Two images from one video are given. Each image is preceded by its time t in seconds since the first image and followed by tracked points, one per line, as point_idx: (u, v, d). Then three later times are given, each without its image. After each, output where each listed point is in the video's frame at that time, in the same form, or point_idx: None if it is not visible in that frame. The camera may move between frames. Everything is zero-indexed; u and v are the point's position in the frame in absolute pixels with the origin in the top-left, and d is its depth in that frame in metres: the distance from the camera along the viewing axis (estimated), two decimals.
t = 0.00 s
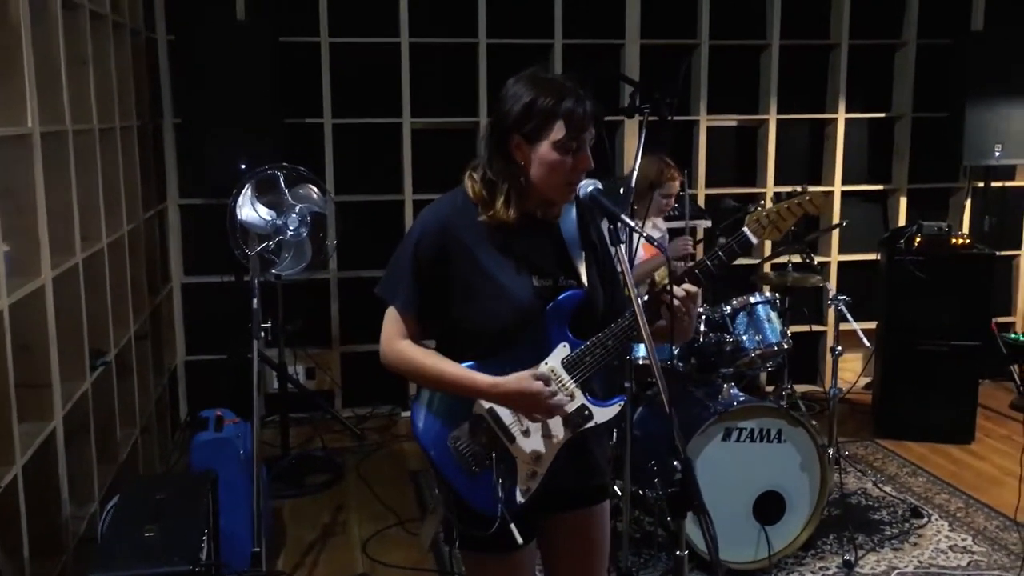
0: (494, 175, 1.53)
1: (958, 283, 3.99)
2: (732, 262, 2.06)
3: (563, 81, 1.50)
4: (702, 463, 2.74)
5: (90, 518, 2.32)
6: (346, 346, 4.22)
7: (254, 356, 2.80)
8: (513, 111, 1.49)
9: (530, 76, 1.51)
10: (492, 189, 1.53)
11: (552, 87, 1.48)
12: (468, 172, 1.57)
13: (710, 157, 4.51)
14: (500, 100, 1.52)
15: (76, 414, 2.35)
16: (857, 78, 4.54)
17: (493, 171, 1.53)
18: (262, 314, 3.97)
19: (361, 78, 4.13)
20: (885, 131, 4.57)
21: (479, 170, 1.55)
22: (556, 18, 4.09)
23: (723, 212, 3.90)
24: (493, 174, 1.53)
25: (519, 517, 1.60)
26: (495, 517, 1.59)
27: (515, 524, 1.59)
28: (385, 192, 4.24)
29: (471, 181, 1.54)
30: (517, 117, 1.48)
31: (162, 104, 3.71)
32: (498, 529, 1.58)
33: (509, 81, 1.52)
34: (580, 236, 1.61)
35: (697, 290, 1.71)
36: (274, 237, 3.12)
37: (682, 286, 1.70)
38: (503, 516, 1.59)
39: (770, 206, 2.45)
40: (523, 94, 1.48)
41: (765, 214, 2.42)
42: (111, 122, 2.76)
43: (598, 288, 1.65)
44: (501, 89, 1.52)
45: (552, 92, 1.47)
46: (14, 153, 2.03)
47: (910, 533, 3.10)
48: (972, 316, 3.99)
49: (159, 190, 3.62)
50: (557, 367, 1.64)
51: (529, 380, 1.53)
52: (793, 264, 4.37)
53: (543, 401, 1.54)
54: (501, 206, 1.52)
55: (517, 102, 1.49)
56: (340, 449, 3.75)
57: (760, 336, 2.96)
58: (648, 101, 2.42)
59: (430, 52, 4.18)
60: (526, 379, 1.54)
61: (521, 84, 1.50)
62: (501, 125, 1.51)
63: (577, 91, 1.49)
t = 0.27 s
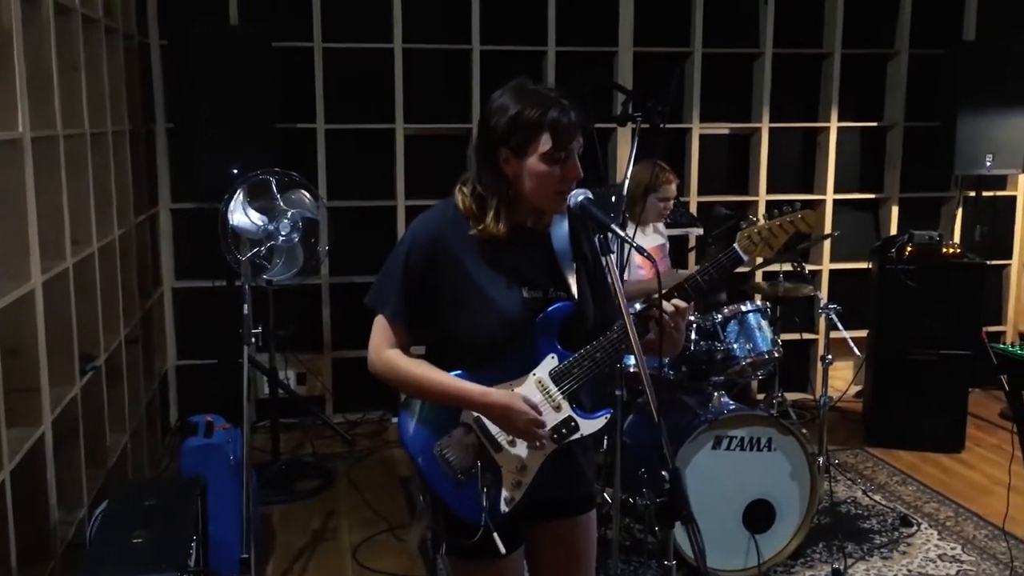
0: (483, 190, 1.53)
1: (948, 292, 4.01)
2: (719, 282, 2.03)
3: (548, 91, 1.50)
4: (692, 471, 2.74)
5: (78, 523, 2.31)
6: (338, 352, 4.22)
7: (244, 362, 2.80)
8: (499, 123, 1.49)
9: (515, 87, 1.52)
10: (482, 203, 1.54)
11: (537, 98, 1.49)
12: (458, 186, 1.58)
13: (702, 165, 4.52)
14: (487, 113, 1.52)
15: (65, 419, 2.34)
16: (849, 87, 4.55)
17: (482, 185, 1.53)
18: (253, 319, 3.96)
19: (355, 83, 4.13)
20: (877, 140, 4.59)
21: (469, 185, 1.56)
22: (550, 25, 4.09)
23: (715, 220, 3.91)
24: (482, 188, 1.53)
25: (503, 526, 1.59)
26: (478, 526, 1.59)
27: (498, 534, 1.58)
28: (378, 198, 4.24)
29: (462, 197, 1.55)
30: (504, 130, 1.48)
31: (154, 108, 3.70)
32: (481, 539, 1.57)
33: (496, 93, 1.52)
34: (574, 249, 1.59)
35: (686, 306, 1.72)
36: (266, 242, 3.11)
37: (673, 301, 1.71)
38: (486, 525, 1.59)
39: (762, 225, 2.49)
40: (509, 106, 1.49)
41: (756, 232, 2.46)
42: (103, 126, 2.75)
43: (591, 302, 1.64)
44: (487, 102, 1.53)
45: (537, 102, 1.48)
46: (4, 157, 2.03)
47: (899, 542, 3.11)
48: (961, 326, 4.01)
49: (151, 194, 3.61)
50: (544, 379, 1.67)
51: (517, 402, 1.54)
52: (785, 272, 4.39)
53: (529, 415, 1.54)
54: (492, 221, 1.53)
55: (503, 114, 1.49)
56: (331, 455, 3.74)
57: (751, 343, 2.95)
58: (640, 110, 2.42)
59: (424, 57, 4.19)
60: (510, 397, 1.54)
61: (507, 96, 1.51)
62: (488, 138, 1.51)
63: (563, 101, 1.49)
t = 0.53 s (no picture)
0: (474, 196, 1.53)
1: (939, 296, 4.03)
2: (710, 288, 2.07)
3: (538, 96, 1.50)
4: (684, 474, 2.74)
5: (68, 525, 2.30)
6: (330, 353, 4.22)
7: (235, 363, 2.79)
8: (490, 129, 1.49)
9: (506, 91, 1.52)
10: (474, 209, 1.54)
11: (527, 103, 1.48)
12: (450, 190, 1.58)
13: (695, 168, 4.53)
14: (478, 118, 1.52)
15: (56, 421, 2.34)
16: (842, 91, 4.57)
17: (474, 191, 1.53)
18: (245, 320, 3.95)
19: (348, 85, 4.13)
20: (869, 144, 4.61)
21: (461, 190, 1.56)
22: (543, 27, 4.10)
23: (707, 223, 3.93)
24: (474, 194, 1.53)
25: (491, 528, 1.61)
26: (467, 526, 1.61)
27: (486, 535, 1.59)
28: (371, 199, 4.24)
29: (454, 201, 1.55)
30: (495, 135, 1.48)
31: (147, 109, 3.70)
32: (470, 539, 1.58)
33: (486, 97, 1.52)
34: (566, 252, 1.59)
35: (676, 310, 1.72)
36: (258, 243, 3.11)
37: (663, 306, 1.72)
38: (474, 525, 1.60)
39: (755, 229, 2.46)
40: (500, 111, 1.49)
41: (749, 237, 2.43)
42: (95, 127, 2.74)
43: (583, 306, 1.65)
44: (477, 105, 1.52)
45: (527, 107, 1.48)
46: None
47: (889, 545, 3.12)
48: (952, 329, 4.03)
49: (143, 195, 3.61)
50: (535, 382, 1.67)
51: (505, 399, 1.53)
52: (777, 276, 4.40)
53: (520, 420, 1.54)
54: (484, 227, 1.53)
55: (493, 119, 1.49)
56: (322, 457, 3.74)
57: (743, 346, 2.95)
58: (633, 114, 2.43)
59: (417, 59, 4.19)
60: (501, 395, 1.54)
61: (498, 100, 1.50)
62: (480, 143, 1.51)
63: (553, 105, 1.49)
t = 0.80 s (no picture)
0: (469, 199, 1.53)
1: (933, 296, 4.03)
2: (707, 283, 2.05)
3: (531, 99, 1.49)
4: (679, 475, 2.74)
5: (62, 529, 2.29)
6: (325, 354, 4.21)
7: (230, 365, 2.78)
8: (484, 132, 1.48)
9: (500, 93, 1.51)
10: (469, 212, 1.54)
11: (521, 107, 1.48)
12: (446, 190, 1.58)
13: (690, 168, 4.53)
14: (472, 120, 1.51)
15: (49, 424, 2.32)
16: (837, 91, 4.57)
17: (469, 193, 1.53)
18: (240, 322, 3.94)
19: (343, 85, 4.12)
20: (863, 144, 4.61)
21: (456, 192, 1.55)
22: (538, 28, 4.10)
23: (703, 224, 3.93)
24: (469, 196, 1.53)
25: (490, 527, 1.61)
26: (466, 527, 1.60)
27: (485, 534, 1.60)
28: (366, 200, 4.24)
29: (450, 203, 1.55)
30: (489, 139, 1.47)
31: (140, 110, 3.69)
32: (469, 539, 1.59)
33: (480, 99, 1.51)
34: (563, 248, 1.59)
35: (673, 307, 1.72)
36: (253, 245, 3.10)
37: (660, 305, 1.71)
38: (473, 526, 1.60)
39: (752, 224, 2.48)
40: (495, 114, 1.48)
41: (747, 232, 2.45)
42: (88, 129, 2.73)
43: (579, 303, 1.65)
44: (472, 107, 1.52)
45: (522, 111, 1.47)
46: None
47: (884, 546, 3.13)
48: (947, 329, 4.03)
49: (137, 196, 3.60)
50: (532, 381, 1.65)
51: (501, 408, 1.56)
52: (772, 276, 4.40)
53: (514, 424, 1.56)
54: (478, 231, 1.52)
55: (488, 122, 1.48)
56: (317, 459, 3.73)
57: (737, 348, 2.97)
58: (628, 114, 2.43)
59: (412, 60, 4.18)
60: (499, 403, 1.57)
61: (492, 102, 1.49)
62: (473, 148, 1.50)
63: (546, 109, 1.49)
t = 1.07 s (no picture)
0: (461, 205, 1.54)
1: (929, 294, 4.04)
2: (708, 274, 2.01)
3: (517, 105, 1.47)
4: (675, 476, 2.75)
5: (58, 533, 2.29)
6: (321, 356, 4.21)
7: (225, 368, 2.78)
8: (473, 140, 1.48)
9: (488, 98, 1.50)
10: (463, 217, 1.54)
11: (508, 112, 1.47)
12: (439, 193, 1.58)
13: (685, 168, 4.53)
14: (462, 126, 1.51)
15: (44, 428, 2.32)
16: (831, 90, 4.58)
17: (461, 199, 1.53)
18: (235, 325, 3.94)
19: (337, 87, 4.12)
20: (858, 143, 4.62)
21: (449, 198, 1.55)
22: (532, 28, 4.10)
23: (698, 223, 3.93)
24: (462, 202, 1.54)
25: (491, 524, 1.60)
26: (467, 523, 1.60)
27: (486, 531, 1.59)
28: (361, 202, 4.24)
29: (443, 209, 1.55)
30: (479, 146, 1.47)
31: (135, 113, 3.68)
32: (470, 535, 1.58)
33: (469, 105, 1.51)
34: (563, 245, 1.57)
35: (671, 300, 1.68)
36: (248, 247, 3.10)
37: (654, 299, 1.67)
38: (474, 522, 1.60)
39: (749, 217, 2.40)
40: (484, 121, 1.47)
41: (744, 224, 2.36)
42: (82, 132, 2.73)
43: (578, 299, 1.64)
44: (462, 113, 1.51)
45: (510, 116, 1.46)
46: None
47: (880, 544, 3.13)
48: (943, 327, 4.04)
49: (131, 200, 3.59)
50: (531, 377, 1.66)
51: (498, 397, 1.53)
52: (767, 275, 4.41)
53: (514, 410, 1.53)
54: (472, 236, 1.53)
55: (477, 128, 1.48)
56: (313, 461, 3.73)
57: (733, 347, 2.95)
58: (621, 115, 2.43)
59: (407, 61, 4.18)
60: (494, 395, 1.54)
61: (481, 108, 1.49)
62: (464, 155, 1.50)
63: (533, 114, 1.47)
